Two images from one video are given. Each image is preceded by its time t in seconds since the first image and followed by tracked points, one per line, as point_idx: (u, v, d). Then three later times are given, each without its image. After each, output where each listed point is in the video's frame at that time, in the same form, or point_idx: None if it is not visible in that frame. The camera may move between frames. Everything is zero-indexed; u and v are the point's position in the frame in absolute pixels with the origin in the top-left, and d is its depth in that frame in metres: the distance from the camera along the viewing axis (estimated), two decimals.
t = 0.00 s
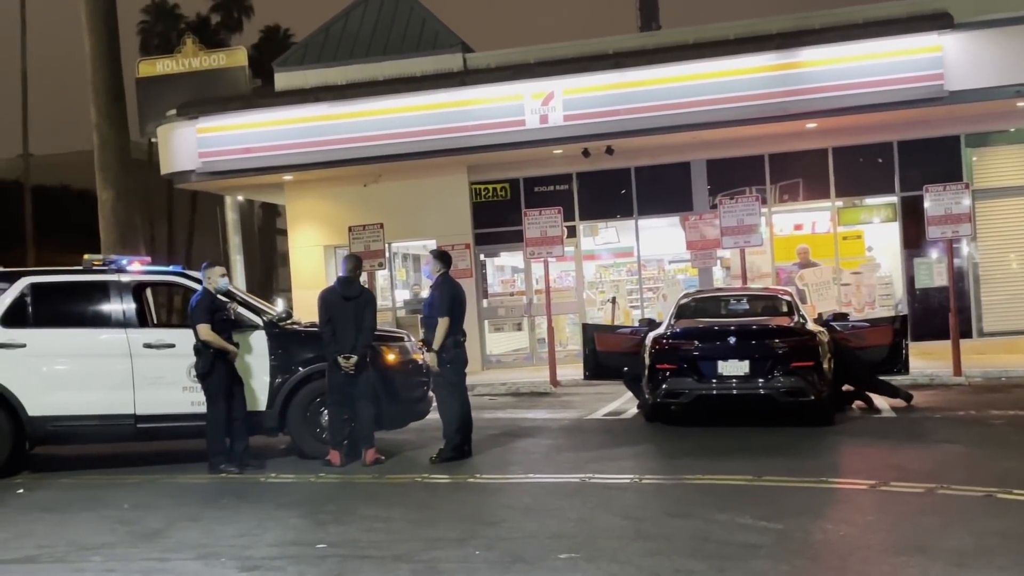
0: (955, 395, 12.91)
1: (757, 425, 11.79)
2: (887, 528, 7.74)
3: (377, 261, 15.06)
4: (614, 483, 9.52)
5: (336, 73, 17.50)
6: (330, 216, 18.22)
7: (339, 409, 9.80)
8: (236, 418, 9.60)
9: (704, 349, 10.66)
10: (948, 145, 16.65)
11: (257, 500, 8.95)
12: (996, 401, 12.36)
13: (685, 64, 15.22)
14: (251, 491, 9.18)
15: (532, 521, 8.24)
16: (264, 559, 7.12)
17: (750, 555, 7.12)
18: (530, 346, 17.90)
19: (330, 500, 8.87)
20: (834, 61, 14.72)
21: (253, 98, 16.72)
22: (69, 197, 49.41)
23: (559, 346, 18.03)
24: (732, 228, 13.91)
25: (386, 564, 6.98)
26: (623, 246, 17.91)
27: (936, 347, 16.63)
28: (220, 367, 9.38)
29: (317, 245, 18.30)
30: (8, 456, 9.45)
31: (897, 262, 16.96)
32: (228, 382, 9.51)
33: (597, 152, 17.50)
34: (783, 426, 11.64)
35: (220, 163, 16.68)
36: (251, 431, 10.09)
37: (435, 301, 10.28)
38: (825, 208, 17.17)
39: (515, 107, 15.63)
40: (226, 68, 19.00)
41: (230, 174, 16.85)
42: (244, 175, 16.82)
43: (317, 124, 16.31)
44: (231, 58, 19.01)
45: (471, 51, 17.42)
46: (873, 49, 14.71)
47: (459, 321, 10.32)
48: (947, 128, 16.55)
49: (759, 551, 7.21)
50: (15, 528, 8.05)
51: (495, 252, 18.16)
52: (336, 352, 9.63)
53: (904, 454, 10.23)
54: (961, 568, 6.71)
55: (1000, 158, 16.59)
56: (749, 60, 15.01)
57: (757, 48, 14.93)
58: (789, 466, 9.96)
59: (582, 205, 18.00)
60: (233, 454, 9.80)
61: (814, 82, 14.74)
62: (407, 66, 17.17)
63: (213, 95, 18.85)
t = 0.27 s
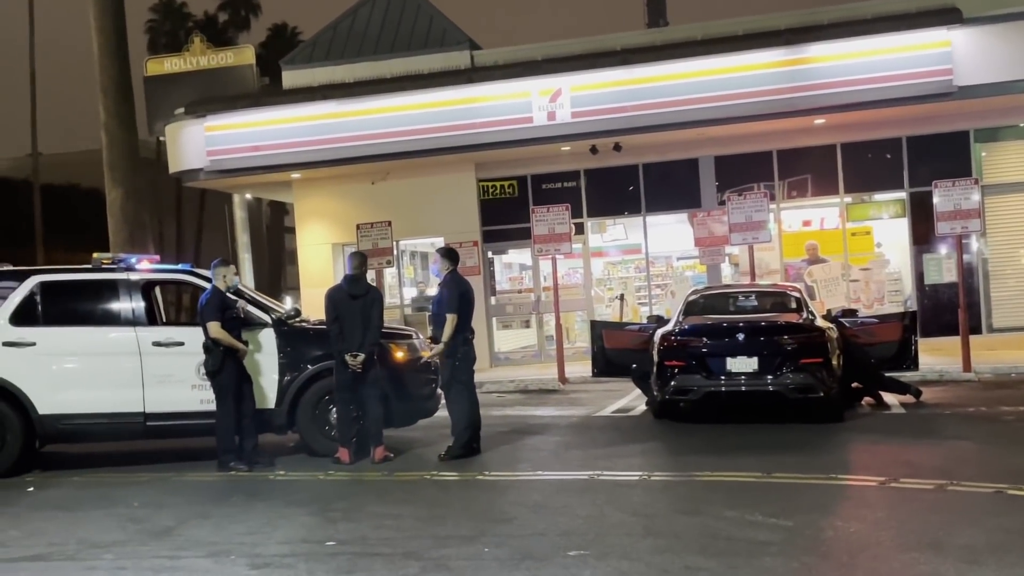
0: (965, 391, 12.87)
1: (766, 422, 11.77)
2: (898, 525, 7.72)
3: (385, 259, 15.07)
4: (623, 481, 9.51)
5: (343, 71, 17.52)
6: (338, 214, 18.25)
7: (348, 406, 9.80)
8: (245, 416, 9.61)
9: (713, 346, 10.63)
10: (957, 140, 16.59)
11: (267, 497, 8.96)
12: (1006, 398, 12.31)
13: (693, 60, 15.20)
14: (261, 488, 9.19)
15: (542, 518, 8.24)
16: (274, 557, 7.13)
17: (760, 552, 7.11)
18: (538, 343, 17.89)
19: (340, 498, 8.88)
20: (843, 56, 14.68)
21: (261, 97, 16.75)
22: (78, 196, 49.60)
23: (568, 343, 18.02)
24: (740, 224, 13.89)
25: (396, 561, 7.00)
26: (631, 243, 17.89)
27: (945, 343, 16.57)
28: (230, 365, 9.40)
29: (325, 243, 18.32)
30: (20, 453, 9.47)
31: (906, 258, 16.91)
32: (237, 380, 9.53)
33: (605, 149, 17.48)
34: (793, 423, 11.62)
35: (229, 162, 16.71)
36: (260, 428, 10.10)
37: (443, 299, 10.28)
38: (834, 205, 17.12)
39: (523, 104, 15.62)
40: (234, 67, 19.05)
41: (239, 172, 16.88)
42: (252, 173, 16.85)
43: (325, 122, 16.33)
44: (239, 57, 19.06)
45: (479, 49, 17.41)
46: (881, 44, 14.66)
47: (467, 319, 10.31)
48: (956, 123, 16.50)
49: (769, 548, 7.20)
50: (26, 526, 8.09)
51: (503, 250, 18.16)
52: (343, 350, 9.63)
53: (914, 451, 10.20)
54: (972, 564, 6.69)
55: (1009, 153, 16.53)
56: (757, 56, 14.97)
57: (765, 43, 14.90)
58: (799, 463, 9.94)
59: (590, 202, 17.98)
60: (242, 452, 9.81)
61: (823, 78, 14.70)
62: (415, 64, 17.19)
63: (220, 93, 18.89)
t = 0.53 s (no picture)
0: (972, 387, 12.84)
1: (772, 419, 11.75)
2: (904, 522, 7.71)
3: (390, 257, 15.09)
4: (629, 478, 9.51)
5: (348, 68, 17.53)
6: (344, 211, 18.27)
7: (353, 404, 9.81)
8: (252, 413, 9.64)
9: (719, 343, 10.62)
10: (964, 136, 16.54)
11: (274, 495, 8.98)
12: (1013, 394, 12.28)
13: (699, 57, 15.17)
14: (267, 486, 9.22)
15: (548, 516, 8.24)
16: (281, 555, 7.16)
17: (765, 549, 7.11)
18: (544, 341, 17.91)
19: (346, 496, 8.91)
20: (848, 52, 14.63)
21: (267, 95, 16.78)
22: (85, 194, 49.74)
23: (573, 340, 18.03)
24: (746, 221, 13.87)
25: (402, 559, 7.02)
26: (637, 240, 17.88)
27: (952, 339, 16.54)
28: (237, 363, 9.43)
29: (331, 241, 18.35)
30: (28, 450, 9.51)
31: (912, 254, 16.87)
32: (243, 378, 9.56)
33: (610, 146, 17.47)
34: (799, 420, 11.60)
35: (234, 160, 16.73)
36: (266, 426, 10.13)
37: (448, 297, 10.29)
38: (839, 201, 17.09)
39: (528, 101, 15.62)
40: (240, 65, 19.12)
41: (245, 170, 16.91)
42: (258, 171, 16.88)
43: (330, 119, 16.34)
44: (244, 55, 19.11)
45: (484, 46, 17.41)
46: (887, 40, 14.61)
47: (472, 317, 10.31)
48: (963, 119, 16.44)
49: (775, 546, 7.19)
50: (34, 524, 8.13)
51: (508, 247, 18.17)
52: (347, 348, 9.64)
53: (921, 448, 10.18)
54: (978, 561, 6.68)
55: (1016, 149, 16.49)
56: (763, 52, 14.94)
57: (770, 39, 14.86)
58: (805, 460, 9.93)
59: (595, 199, 17.97)
60: (248, 450, 9.83)
61: (828, 74, 14.67)
62: (421, 61, 17.22)
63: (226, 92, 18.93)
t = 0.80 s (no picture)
0: (975, 384, 12.85)
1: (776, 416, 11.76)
2: (907, 518, 7.71)
3: (393, 255, 15.12)
4: (632, 475, 9.52)
5: (350, 67, 17.54)
6: (346, 210, 18.28)
7: (355, 402, 9.82)
8: (256, 412, 9.65)
9: (722, 340, 10.62)
10: (967, 132, 16.53)
11: (278, 493, 8.99)
12: (1016, 390, 12.29)
13: (701, 54, 15.15)
14: (271, 484, 9.23)
15: (551, 512, 8.25)
16: (285, 552, 7.17)
17: (769, 546, 7.11)
18: (546, 338, 17.94)
19: (351, 493, 8.91)
20: (851, 49, 14.63)
21: (269, 93, 16.78)
22: (87, 193, 49.75)
23: (576, 338, 18.05)
24: (748, 218, 13.87)
25: (407, 556, 7.03)
26: (639, 237, 17.88)
27: (955, 335, 16.54)
28: (240, 361, 9.44)
29: (333, 240, 18.36)
30: (32, 448, 9.53)
31: (915, 251, 16.87)
32: (247, 377, 9.57)
33: (612, 143, 17.47)
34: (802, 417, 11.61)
35: (236, 158, 16.74)
36: (270, 424, 10.14)
37: (450, 295, 10.29)
38: (842, 198, 17.08)
39: (530, 99, 15.61)
40: (241, 64, 19.15)
41: (247, 169, 16.92)
42: (260, 169, 16.88)
43: (332, 118, 16.33)
44: (246, 53, 19.14)
45: (485, 44, 17.40)
46: (889, 36, 14.60)
47: (474, 314, 10.31)
48: (965, 116, 16.44)
49: (778, 542, 7.20)
50: (39, 522, 8.14)
51: (510, 245, 18.18)
52: (349, 346, 9.65)
53: (924, 444, 10.18)
54: (982, 557, 6.69)
55: (1019, 145, 16.48)
56: (766, 49, 14.92)
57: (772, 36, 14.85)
58: (808, 456, 9.93)
59: (597, 196, 17.98)
60: (252, 448, 9.84)
61: (830, 70, 14.66)
62: (422, 59, 17.22)
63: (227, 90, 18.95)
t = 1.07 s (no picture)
0: (977, 380, 12.85)
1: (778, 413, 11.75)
2: (910, 514, 7.71)
3: (394, 254, 15.12)
4: (634, 473, 9.51)
5: (350, 65, 17.53)
6: (347, 209, 18.27)
7: (356, 400, 9.81)
8: (257, 412, 9.64)
9: (723, 337, 10.62)
10: (967, 128, 16.54)
11: (280, 492, 8.98)
12: (1018, 386, 12.28)
13: (701, 51, 15.15)
14: (274, 483, 9.23)
15: (554, 510, 8.25)
16: (288, 551, 7.16)
17: (772, 543, 7.10)
18: (547, 337, 17.93)
19: (353, 492, 8.91)
20: (851, 45, 14.62)
21: (268, 93, 16.77)
22: (86, 194, 49.71)
23: (577, 336, 18.04)
24: (749, 215, 13.87)
25: (410, 555, 7.02)
26: (640, 235, 17.87)
27: (956, 332, 16.53)
28: (242, 361, 9.43)
29: (334, 239, 18.36)
30: (34, 447, 9.52)
31: (915, 247, 16.86)
32: (249, 377, 9.56)
33: (612, 141, 17.46)
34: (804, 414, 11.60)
35: (236, 158, 16.73)
36: (272, 424, 10.14)
37: (451, 293, 10.27)
38: (842, 194, 17.07)
39: (529, 97, 15.60)
40: (241, 63, 19.10)
41: (247, 168, 16.91)
42: (260, 169, 16.88)
43: (332, 117, 16.32)
44: (246, 52, 19.10)
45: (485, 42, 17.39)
46: (889, 33, 14.60)
47: (475, 312, 10.30)
48: (966, 112, 16.43)
49: (781, 539, 7.20)
50: (41, 523, 8.14)
51: (511, 243, 18.17)
52: (349, 344, 9.64)
53: (926, 440, 10.18)
54: (985, 553, 6.68)
55: (1020, 141, 16.48)
56: (765, 46, 14.91)
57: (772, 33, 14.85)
58: (810, 454, 9.93)
59: (597, 194, 17.97)
60: (254, 448, 9.83)
61: (830, 67, 14.65)
62: (421, 58, 17.21)
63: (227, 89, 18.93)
